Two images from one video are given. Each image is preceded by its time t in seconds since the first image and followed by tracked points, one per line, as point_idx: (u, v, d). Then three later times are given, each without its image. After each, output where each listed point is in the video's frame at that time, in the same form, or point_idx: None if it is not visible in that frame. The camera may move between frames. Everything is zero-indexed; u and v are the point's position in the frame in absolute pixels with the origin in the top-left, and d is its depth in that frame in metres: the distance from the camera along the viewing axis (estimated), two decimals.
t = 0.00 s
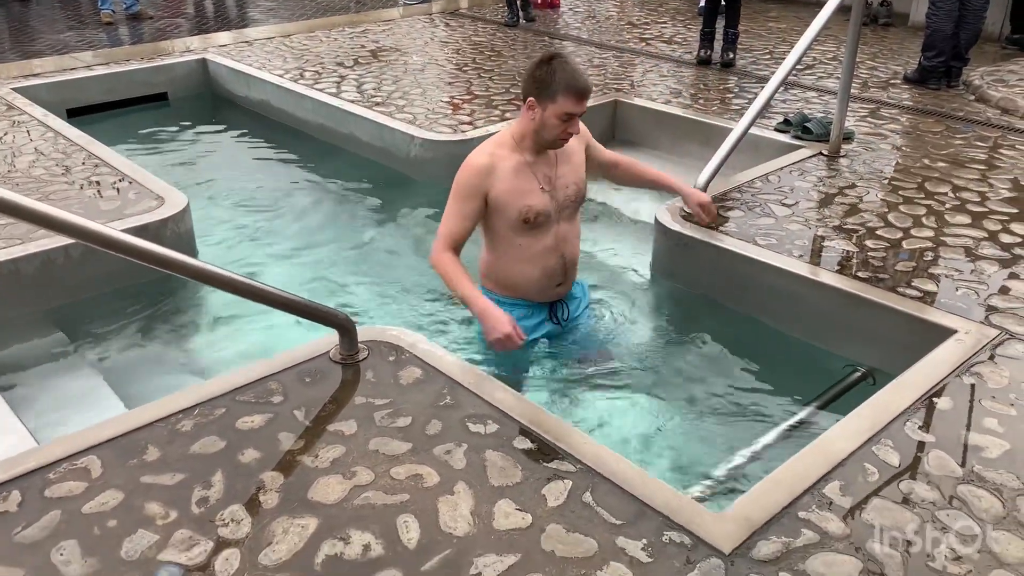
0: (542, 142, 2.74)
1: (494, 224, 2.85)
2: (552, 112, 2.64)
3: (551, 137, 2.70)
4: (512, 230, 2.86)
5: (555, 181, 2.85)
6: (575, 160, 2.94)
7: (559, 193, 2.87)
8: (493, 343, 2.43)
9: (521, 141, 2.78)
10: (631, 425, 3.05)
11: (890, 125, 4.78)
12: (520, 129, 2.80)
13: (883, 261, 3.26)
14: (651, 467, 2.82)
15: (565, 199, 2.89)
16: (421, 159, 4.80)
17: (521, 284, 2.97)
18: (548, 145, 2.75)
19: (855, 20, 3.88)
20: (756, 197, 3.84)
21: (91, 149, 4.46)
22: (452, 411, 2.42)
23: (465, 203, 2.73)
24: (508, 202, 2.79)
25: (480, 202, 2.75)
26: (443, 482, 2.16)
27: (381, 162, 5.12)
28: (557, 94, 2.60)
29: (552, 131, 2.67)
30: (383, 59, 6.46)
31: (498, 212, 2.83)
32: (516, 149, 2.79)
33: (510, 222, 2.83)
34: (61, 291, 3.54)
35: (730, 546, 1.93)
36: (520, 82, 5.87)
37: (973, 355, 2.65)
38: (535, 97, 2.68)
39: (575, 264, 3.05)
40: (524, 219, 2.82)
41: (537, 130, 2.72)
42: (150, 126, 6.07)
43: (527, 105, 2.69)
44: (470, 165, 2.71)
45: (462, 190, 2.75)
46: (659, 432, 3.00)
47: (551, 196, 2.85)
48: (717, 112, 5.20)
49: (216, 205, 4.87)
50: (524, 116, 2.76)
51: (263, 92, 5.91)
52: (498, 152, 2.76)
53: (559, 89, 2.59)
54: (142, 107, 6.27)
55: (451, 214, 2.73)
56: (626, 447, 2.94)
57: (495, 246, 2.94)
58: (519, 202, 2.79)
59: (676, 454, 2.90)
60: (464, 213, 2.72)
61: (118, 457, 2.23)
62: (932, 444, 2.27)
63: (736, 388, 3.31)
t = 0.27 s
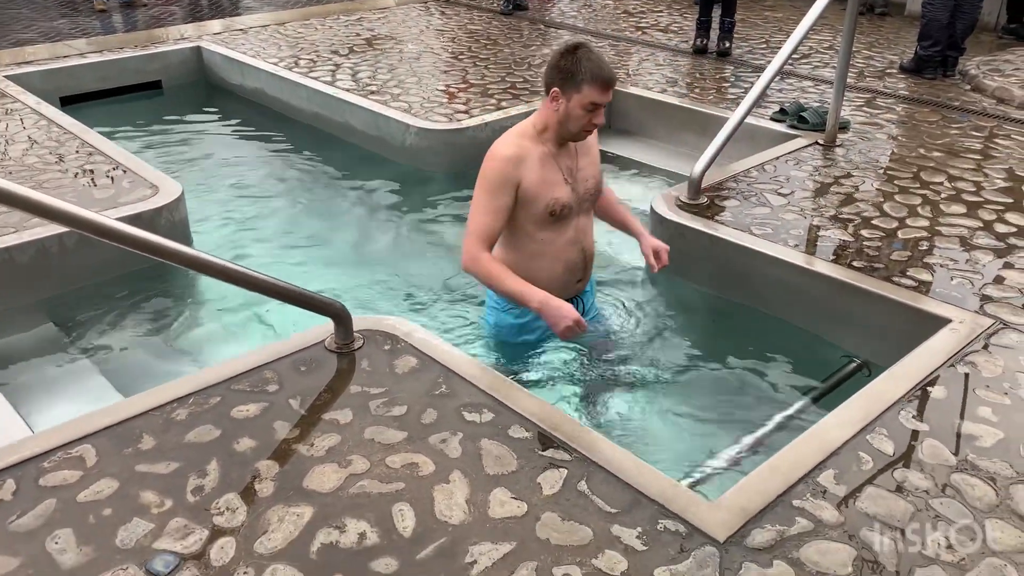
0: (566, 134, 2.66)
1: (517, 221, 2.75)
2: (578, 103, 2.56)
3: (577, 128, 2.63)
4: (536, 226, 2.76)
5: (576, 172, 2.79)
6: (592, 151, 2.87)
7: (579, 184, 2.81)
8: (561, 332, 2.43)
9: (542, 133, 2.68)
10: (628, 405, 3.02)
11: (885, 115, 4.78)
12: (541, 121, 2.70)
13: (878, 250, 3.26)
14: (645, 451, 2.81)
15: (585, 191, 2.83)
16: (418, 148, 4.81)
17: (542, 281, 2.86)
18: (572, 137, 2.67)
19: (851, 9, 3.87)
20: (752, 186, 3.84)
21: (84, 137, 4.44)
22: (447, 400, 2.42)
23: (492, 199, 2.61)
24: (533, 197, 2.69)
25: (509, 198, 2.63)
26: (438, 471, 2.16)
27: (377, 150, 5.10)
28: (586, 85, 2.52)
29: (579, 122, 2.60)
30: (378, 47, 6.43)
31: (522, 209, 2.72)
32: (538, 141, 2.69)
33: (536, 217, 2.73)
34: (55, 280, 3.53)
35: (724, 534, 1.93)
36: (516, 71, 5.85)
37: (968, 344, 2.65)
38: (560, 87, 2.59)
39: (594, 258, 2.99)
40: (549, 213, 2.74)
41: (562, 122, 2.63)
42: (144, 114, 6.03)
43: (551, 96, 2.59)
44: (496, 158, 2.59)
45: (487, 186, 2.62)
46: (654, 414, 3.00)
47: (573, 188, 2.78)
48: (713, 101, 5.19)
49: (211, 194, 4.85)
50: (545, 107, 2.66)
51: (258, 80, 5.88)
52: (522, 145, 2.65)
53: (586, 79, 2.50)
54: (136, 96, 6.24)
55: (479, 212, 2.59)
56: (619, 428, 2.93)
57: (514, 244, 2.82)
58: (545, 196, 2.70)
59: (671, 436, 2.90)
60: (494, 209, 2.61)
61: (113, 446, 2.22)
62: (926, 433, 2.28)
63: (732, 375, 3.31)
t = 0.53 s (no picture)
0: (592, 119, 2.62)
1: (546, 213, 2.67)
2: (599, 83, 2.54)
3: (603, 111, 2.58)
4: (565, 218, 2.68)
5: (606, 163, 2.71)
6: (621, 144, 2.79)
7: (610, 175, 2.73)
8: (567, 344, 2.42)
9: (569, 122, 2.64)
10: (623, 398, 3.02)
11: (877, 106, 4.79)
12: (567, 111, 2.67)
13: (870, 241, 3.27)
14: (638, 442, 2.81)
15: (616, 182, 2.75)
16: (410, 140, 4.77)
17: (572, 277, 2.77)
18: (597, 121, 2.62)
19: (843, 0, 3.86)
20: (744, 177, 3.85)
21: (74, 130, 4.41)
22: (440, 392, 2.42)
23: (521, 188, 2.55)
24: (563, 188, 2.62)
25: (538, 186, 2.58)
26: (431, 463, 2.16)
27: (369, 143, 5.08)
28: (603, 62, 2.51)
29: (604, 102, 2.55)
30: (369, 39, 6.40)
31: (550, 201, 2.65)
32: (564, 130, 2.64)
33: (564, 207, 2.65)
34: (45, 275, 3.50)
35: (717, 525, 1.94)
36: (508, 63, 5.83)
37: (959, 334, 2.66)
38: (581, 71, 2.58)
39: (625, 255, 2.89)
40: (578, 203, 2.66)
41: (586, 106, 2.59)
42: (135, 106, 5.99)
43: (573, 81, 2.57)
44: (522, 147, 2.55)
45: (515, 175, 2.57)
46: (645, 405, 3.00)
47: (603, 178, 2.70)
48: (705, 93, 5.18)
49: (202, 187, 4.83)
50: (570, 96, 2.64)
51: (249, 72, 5.85)
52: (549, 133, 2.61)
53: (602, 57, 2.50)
54: (126, 88, 6.20)
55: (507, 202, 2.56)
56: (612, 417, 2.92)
57: (543, 240, 2.74)
58: (575, 184, 2.63)
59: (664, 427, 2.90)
60: (522, 198, 2.56)
61: (104, 440, 2.21)
62: (917, 423, 2.29)
63: (726, 370, 3.32)
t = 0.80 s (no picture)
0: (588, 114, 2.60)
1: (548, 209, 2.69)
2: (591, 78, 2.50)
3: (598, 107, 2.55)
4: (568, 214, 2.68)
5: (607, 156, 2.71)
6: (623, 136, 2.79)
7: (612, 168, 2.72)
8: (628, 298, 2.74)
9: (567, 119, 2.63)
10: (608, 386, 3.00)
11: (861, 99, 4.80)
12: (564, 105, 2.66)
13: (853, 234, 3.28)
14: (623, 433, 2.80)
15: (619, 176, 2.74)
16: (394, 135, 4.75)
17: (577, 272, 2.78)
18: (594, 115, 2.60)
19: None
20: (728, 171, 3.85)
21: (55, 128, 4.37)
22: (425, 388, 2.42)
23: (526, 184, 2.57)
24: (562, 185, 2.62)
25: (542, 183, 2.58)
26: (416, 460, 2.16)
27: (354, 139, 5.06)
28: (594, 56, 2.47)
29: (595, 96, 2.52)
30: (354, 34, 6.37)
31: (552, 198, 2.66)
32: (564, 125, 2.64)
33: (567, 203, 2.66)
34: (26, 274, 3.45)
35: (702, 518, 1.94)
36: (493, 57, 5.81)
37: (942, 326, 2.68)
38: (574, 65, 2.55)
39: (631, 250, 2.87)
40: (579, 199, 2.66)
41: (581, 101, 2.57)
42: (117, 103, 5.94)
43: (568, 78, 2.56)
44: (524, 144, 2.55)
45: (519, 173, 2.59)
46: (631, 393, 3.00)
47: (604, 172, 2.70)
48: (690, 87, 5.18)
49: (186, 184, 4.80)
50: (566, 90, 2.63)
51: (232, 68, 5.81)
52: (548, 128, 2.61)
53: (592, 49, 2.45)
54: (108, 85, 6.14)
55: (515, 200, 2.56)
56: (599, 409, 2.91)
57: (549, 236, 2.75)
58: (576, 180, 2.63)
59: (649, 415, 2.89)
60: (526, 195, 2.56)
61: (86, 440, 2.19)
62: (900, 415, 2.30)
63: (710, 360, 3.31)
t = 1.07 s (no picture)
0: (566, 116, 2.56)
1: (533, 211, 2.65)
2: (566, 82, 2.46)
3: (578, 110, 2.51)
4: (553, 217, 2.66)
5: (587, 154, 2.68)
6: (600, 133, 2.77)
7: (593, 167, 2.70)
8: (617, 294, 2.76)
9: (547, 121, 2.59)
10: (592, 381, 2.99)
11: (841, 94, 4.82)
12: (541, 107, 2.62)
13: (834, 229, 3.30)
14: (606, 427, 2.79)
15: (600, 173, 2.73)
16: (375, 132, 4.72)
17: (566, 273, 2.76)
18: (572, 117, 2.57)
19: None
20: (709, 167, 3.86)
21: (31, 126, 4.31)
22: (406, 386, 2.41)
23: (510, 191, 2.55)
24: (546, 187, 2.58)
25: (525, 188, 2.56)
26: (397, 458, 2.14)
27: (335, 136, 5.03)
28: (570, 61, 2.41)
29: (571, 102, 2.49)
30: (334, 31, 6.34)
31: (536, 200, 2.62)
32: (542, 127, 2.61)
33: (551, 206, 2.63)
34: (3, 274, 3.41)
35: (683, 513, 1.94)
36: (475, 54, 5.80)
37: (922, 320, 2.69)
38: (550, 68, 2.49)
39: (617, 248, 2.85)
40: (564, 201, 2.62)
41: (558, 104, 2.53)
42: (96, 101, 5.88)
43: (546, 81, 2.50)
44: (503, 149, 2.51)
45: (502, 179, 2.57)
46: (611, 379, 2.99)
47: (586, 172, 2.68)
48: (671, 82, 5.19)
49: (166, 183, 4.75)
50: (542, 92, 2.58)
51: (212, 66, 5.77)
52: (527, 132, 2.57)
53: (569, 53, 2.39)
54: (85, 83, 6.07)
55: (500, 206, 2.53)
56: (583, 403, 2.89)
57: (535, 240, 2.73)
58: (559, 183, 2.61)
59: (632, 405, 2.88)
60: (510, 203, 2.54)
61: (62, 442, 2.17)
62: (880, 408, 2.31)
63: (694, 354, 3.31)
